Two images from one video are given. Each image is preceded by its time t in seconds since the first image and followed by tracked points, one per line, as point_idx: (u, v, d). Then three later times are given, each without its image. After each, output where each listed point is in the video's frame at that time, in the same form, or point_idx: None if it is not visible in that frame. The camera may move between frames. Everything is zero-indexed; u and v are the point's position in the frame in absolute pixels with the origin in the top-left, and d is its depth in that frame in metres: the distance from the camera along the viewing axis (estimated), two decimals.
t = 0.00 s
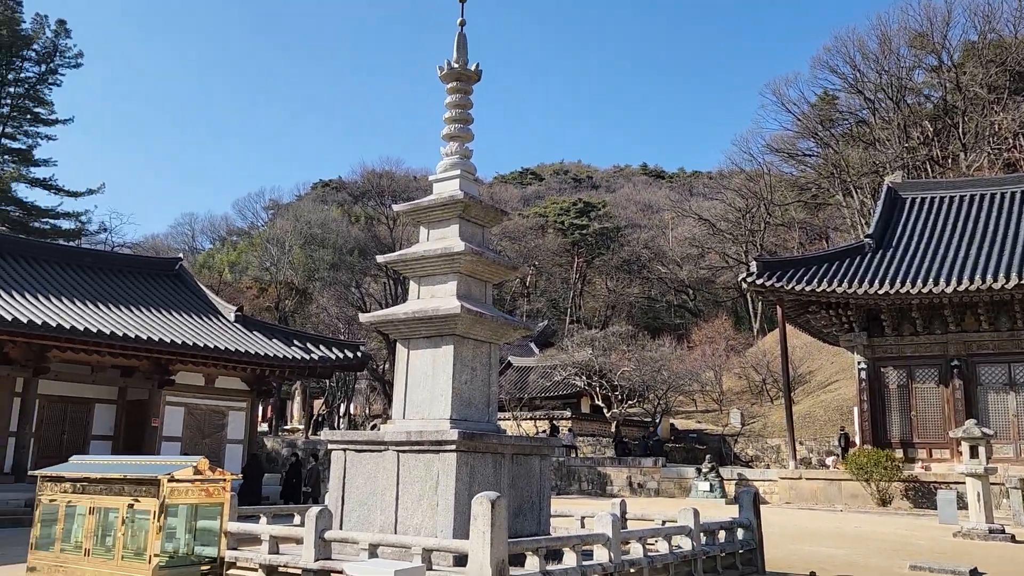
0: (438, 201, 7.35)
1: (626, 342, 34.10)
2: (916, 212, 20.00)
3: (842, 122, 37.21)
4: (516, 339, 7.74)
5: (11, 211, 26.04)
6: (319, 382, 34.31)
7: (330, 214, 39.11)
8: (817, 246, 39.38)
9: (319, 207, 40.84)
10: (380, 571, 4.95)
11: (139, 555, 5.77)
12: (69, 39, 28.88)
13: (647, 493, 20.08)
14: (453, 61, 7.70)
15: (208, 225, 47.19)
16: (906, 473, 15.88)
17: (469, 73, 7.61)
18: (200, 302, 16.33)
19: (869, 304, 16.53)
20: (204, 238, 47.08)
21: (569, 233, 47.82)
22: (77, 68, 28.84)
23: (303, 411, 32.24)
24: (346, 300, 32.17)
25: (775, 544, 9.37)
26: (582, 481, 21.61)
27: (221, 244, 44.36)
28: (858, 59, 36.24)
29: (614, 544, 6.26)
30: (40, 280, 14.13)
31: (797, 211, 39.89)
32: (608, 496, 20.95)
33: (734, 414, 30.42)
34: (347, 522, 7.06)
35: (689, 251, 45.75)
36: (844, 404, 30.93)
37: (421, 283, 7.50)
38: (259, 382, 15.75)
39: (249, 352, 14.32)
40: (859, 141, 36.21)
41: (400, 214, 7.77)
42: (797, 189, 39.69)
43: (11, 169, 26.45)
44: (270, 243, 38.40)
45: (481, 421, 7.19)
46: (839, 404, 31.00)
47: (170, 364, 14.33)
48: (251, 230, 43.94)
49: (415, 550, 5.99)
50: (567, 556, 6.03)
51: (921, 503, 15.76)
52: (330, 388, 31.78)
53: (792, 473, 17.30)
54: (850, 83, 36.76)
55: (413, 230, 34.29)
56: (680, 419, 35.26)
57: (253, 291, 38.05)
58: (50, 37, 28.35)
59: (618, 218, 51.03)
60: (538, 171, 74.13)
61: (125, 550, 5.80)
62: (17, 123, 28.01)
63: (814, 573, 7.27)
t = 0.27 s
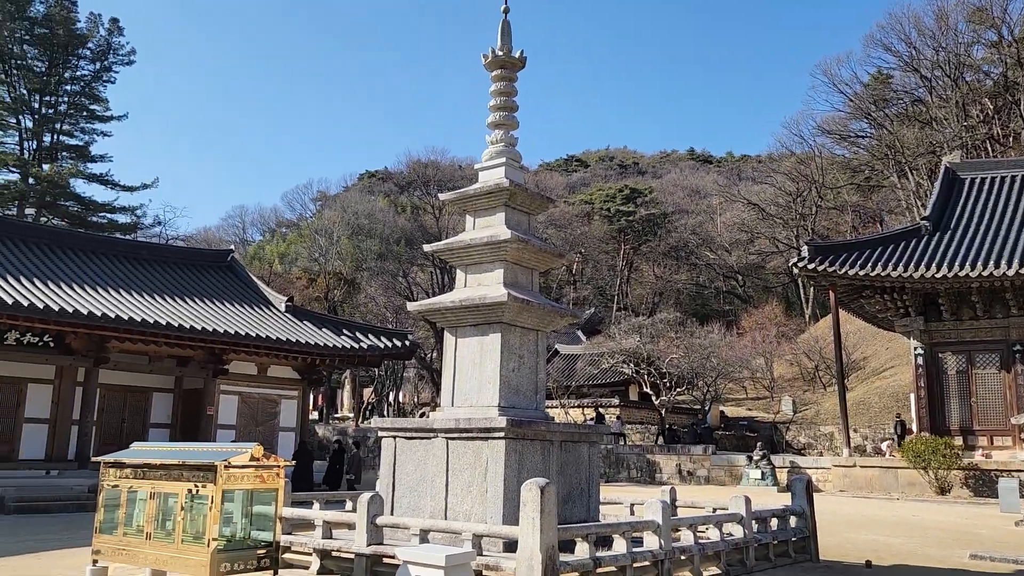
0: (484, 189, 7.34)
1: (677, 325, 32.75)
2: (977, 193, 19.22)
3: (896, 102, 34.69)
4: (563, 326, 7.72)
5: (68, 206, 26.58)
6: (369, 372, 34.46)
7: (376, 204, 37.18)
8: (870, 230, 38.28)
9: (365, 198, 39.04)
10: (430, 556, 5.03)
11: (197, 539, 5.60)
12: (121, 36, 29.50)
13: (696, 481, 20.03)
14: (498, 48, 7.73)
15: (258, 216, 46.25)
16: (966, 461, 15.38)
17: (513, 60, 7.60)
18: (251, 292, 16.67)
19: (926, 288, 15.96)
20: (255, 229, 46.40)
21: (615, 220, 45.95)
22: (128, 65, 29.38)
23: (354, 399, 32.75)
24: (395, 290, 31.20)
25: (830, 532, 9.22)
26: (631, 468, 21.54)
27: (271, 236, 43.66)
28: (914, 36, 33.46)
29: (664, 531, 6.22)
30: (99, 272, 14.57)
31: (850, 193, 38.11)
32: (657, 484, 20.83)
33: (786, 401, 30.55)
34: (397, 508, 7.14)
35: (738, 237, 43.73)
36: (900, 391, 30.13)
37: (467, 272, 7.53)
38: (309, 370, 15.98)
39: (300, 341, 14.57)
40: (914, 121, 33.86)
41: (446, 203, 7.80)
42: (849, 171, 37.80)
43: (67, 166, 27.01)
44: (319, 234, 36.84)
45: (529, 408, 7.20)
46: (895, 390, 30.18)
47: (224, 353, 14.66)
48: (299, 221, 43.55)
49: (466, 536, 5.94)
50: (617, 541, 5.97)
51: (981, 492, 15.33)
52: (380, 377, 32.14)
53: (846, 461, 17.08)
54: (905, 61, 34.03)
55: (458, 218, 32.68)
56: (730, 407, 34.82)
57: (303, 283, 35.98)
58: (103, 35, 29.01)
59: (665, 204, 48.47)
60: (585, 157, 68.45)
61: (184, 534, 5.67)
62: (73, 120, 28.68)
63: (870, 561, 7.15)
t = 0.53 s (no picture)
0: (529, 177, 7.33)
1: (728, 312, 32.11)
2: None
3: (954, 80, 31.96)
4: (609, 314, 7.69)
5: (123, 200, 27.26)
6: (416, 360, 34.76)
7: (420, 195, 36.92)
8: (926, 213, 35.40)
9: (410, 189, 38.52)
10: (481, 541, 4.93)
11: (253, 524, 5.42)
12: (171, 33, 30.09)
13: (745, 469, 19.87)
14: (541, 36, 7.69)
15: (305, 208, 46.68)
16: None
17: (557, 46, 7.56)
18: (300, 283, 16.98)
19: (984, 272, 15.12)
20: (301, 221, 46.86)
21: (660, 207, 45.00)
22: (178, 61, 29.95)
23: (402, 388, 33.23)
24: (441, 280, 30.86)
25: (881, 521, 9.09)
26: (679, 456, 21.46)
27: (318, 226, 43.99)
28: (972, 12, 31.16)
29: (714, 519, 6.14)
30: (154, 265, 14.96)
31: (905, 174, 35.77)
32: (705, 472, 20.73)
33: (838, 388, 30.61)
34: (447, 494, 7.22)
35: (787, 222, 41.28)
36: (958, 377, 29.29)
37: (513, 260, 7.54)
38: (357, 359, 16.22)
39: (349, 331, 14.79)
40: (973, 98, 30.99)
41: (491, 191, 7.80)
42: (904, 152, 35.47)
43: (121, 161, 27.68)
44: (366, 225, 36.35)
45: (576, 395, 7.20)
46: (953, 377, 29.33)
47: (274, 343, 14.96)
48: (346, 212, 43.71)
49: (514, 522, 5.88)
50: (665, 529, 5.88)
51: None
52: (427, 365, 32.48)
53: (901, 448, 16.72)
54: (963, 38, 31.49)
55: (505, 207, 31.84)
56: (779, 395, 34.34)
57: (349, 272, 35.34)
58: (154, 33, 29.67)
59: (711, 189, 46.52)
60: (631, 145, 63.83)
61: (240, 519, 5.50)
62: (126, 117, 29.39)
63: (926, 550, 7.00)
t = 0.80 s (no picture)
0: (573, 166, 7.30)
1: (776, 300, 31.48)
2: None
3: (1012, 57, 27.93)
4: (654, 302, 7.64)
5: (174, 195, 27.78)
6: (460, 350, 34.90)
7: (463, 185, 36.10)
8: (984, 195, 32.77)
9: (453, 179, 38.24)
10: (528, 529, 4.79)
11: (305, 511, 5.50)
12: (218, 29, 30.53)
13: (795, 459, 19.65)
14: (583, 24, 7.59)
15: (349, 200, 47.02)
16: None
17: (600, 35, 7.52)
18: (346, 275, 17.22)
19: None
20: (346, 213, 47.20)
21: (706, 193, 43.24)
22: (225, 57, 30.35)
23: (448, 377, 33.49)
24: (484, 270, 30.60)
25: (934, 511, 8.92)
26: (727, 446, 21.26)
27: (362, 218, 44.33)
28: None
29: (763, 508, 6.06)
30: (205, 258, 15.31)
31: (960, 156, 32.85)
32: (754, 462, 20.54)
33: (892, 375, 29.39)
34: (494, 482, 7.27)
35: (836, 207, 38.95)
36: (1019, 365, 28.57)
37: (557, 250, 7.53)
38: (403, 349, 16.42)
39: (395, 322, 14.97)
40: None
41: (534, 181, 7.77)
42: (959, 134, 32.10)
43: (171, 157, 28.18)
44: (411, 217, 36.30)
45: (622, 383, 7.17)
46: (1013, 364, 28.63)
47: (322, 334, 15.21)
48: (389, 203, 44.14)
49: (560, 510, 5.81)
50: (714, 518, 5.80)
51: None
52: (473, 355, 32.69)
53: (958, 438, 16.27)
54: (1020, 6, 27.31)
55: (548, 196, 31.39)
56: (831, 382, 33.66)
57: (395, 264, 35.56)
58: (201, 30, 30.17)
59: (757, 173, 44.36)
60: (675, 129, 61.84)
61: (292, 506, 5.57)
62: (175, 113, 29.96)
63: (984, 542, 6.86)
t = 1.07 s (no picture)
0: (614, 153, 7.24)
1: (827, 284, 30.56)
2: None
3: None
4: (697, 290, 7.57)
5: (220, 188, 28.30)
6: (502, 339, 34.97)
7: (503, 175, 35.58)
8: None
9: (493, 168, 37.98)
10: (572, 517, 4.64)
11: (351, 499, 5.57)
12: (260, 24, 30.91)
13: (844, 447, 19.40)
14: (624, 9, 7.49)
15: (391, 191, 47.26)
16: None
17: (639, 20, 7.45)
18: (388, 266, 17.38)
19: None
20: (388, 204, 47.58)
21: (748, 179, 41.11)
22: (267, 51, 30.72)
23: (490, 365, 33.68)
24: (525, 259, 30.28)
25: (992, 500, 8.70)
26: (773, 434, 20.77)
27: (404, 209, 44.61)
28: None
29: (811, 496, 5.97)
30: (251, 251, 15.58)
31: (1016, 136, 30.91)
32: (801, 450, 20.27)
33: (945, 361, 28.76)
34: (538, 471, 7.30)
35: (886, 190, 37.79)
36: None
37: (599, 238, 7.49)
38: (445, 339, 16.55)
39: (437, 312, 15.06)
40: None
41: (575, 169, 7.74)
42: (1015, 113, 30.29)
43: (216, 152, 28.67)
44: (452, 207, 35.86)
45: (666, 372, 7.13)
46: None
47: (365, 325, 15.40)
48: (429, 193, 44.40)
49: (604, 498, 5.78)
50: (761, 506, 5.72)
51: None
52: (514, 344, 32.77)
53: (1015, 425, 15.80)
54: None
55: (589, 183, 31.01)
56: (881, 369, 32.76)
57: (435, 254, 35.46)
58: (243, 25, 30.59)
59: (802, 159, 42.34)
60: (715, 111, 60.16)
61: (339, 494, 5.66)
62: (219, 109, 30.54)
63: None
